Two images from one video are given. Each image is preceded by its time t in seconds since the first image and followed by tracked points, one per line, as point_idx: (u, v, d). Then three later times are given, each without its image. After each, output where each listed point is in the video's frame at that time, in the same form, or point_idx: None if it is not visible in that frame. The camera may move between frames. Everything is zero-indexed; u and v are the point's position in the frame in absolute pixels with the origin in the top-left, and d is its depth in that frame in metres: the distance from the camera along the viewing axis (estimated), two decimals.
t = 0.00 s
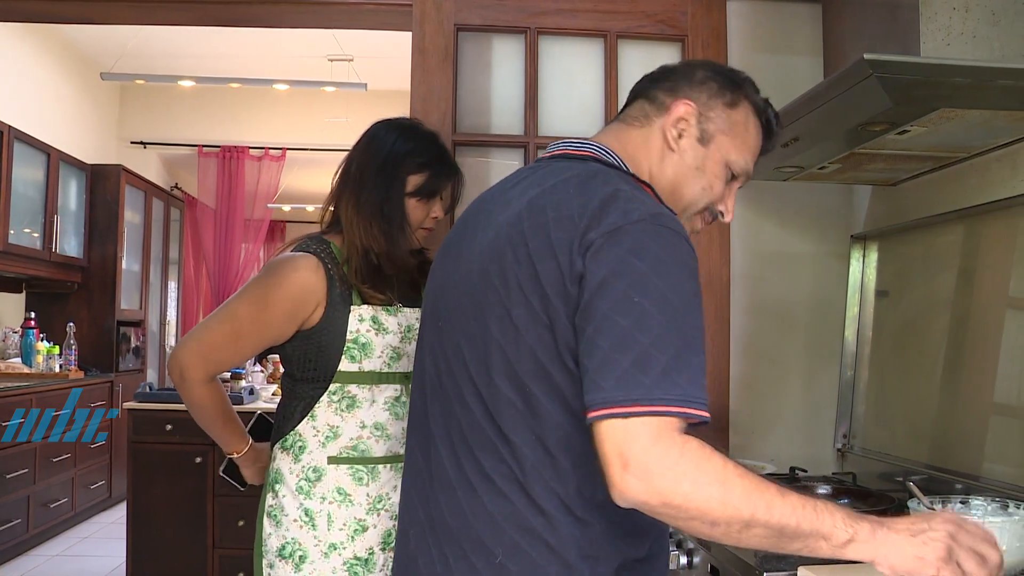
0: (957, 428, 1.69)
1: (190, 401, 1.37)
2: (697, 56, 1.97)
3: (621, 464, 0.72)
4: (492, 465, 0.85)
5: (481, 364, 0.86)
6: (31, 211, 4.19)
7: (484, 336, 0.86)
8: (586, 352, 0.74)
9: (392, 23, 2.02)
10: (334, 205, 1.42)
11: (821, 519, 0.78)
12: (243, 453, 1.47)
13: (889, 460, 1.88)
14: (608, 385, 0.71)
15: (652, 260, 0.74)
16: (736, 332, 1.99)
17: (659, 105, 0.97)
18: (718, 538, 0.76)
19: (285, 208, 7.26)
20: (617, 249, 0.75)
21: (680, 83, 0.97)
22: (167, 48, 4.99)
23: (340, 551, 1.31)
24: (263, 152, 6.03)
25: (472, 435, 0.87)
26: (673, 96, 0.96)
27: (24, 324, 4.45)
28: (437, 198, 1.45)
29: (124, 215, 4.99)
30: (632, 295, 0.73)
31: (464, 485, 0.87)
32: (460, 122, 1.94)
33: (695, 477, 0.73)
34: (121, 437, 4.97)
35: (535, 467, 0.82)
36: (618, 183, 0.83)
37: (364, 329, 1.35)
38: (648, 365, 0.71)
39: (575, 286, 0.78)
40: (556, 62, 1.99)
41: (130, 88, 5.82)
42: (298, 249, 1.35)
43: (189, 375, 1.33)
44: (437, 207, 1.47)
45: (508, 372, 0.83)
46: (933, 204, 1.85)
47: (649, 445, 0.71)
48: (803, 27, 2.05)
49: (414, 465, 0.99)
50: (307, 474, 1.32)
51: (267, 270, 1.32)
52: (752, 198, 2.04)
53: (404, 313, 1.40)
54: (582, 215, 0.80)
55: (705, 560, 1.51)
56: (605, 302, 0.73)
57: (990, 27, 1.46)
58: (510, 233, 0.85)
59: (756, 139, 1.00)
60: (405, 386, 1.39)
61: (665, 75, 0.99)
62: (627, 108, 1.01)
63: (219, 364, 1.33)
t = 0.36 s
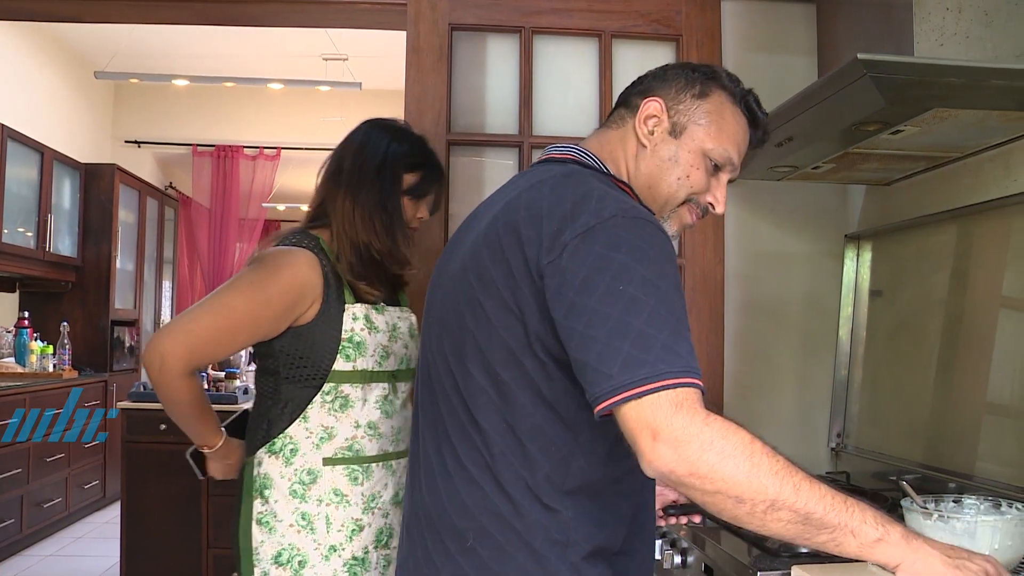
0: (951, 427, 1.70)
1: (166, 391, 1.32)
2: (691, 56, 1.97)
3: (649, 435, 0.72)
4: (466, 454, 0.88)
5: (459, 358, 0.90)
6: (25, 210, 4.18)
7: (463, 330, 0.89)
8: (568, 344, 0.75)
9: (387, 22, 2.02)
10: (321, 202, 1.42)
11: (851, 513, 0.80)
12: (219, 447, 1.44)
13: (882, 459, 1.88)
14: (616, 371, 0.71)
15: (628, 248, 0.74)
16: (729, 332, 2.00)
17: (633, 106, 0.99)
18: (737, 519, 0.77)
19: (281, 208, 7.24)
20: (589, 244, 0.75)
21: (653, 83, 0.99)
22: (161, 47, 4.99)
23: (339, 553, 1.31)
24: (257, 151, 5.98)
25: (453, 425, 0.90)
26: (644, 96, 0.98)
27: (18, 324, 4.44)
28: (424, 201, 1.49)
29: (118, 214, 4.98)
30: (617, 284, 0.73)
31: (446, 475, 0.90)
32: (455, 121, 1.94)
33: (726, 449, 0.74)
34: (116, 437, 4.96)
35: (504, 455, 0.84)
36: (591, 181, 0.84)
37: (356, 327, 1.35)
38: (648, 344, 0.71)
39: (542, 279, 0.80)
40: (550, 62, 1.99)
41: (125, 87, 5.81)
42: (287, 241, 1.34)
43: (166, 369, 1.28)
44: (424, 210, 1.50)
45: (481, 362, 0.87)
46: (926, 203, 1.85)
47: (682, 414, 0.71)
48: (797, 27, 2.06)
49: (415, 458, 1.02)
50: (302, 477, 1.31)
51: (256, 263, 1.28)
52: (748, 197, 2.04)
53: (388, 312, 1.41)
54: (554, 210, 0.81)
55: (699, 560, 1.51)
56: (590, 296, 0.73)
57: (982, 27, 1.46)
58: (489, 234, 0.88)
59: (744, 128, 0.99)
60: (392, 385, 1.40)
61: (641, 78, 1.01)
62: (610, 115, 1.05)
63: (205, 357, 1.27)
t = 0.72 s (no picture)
0: (943, 426, 1.70)
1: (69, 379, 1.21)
2: (684, 54, 1.97)
3: (610, 438, 0.71)
4: (464, 456, 0.88)
5: (454, 359, 0.89)
6: (17, 208, 4.18)
7: (458, 331, 0.89)
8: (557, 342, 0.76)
9: (379, 20, 2.02)
10: (250, 200, 1.35)
11: (822, 495, 0.73)
12: (109, 460, 1.26)
13: (874, 457, 1.88)
14: (589, 370, 0.71)
15: (618, 245, 0.75)
16: (724, 332, 2.01)
17: (650, 111, 0.97)
18: (707, 516, 0.74)
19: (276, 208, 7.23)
20: (583, 243, 0.76)
21: (667, 89, 0.97)
22: (154, 46, 4.98)
23: (262, 562, 1.25)
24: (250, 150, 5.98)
25: (450, 427, 0.90)
26: (661, 103, 0.96)
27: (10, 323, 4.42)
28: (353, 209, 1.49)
29: (111, 212, 4.97)
30: (602, 280, 0.73)
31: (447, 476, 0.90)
32: (447, 120, 1.94)
33: (687, 448, 0.71)
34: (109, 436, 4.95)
35: (507, 456, 0.84)
36: (586, 178, 0.84)
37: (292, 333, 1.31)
38: (625, 346, 0.71)
39: (538, 277, 0.80)
40: (543, 60, 1.99)
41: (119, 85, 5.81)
42: (224, 241, 1.26)
43: (79, 355, 1.18)
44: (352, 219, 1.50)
45: (480, 364, 0.86)
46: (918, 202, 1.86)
47: (641, 415, 0.70)
48: (790, 26, 2.06)
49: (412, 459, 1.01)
50: (228, 483, 1.23)
51: (200, 263, 1.22)
52: (741, 196, 2.05)
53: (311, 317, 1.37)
54: (548, 209, 0.81)
55: (691, 558, 1.50)
56: (578, 293, 0.73)
57: (975, 27, 1.46)
58: (483, 234, 0.88)
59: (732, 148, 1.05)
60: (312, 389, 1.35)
61: (648, 78, 0.98)
62: (609, 110, 1.01)
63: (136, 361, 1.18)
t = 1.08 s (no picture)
0: (935, 423, 1.70)
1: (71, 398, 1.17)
2: (677, 52, 1.98)
3: (621, 440, 0.81)
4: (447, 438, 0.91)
5: (433, 348, 0.94)
6: (10, 206, 4.16)
7: (438, 323, 0.94)
8: (542, 336, 0.83)
9: (373, 17, 2.02)
10: (187, 189, 1.33)
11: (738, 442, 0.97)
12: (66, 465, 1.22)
13: (866, 454, 1.88)
14: (580, 368, 0.79)
15: (597, 246, 0.81)
16: (717, 329, 2.01)
17: (626, 117, 1.02)
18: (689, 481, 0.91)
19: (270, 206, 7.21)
20: (565, 240, 0.82)
21: (641, 97, 1.03)
22: (148, 42, 4.96)
23: (230, 542, 1.34)
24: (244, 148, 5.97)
25: (429, 412, 0.94)
26: (635, 111, 1.02)
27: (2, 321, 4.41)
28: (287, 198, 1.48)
29: (104, 209, 4.95)
30: (587, 282, 0.80)
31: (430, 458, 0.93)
32: (441, 117, 1.94)
33: (685, 431, 0.85)
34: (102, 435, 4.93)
35: (486, 437, 0.89)
36: (561, 179, 0.90)
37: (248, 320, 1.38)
38: (611, 346, 0.79)
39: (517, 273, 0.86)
40: (536, 58, 1.99)
41: (111, 82, 5.79)
42: (168, 232, 1.26)
43: (85, 371, 1.15)
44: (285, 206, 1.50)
45: (462, 360, 0.91)
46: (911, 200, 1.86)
47: (644, 413, 0.80)
48: (784, 24, 2.06)
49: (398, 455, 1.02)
50: (206, 470, 1.29)
51: (175, 250, 1.22)
52: (733, 193, 2.05)
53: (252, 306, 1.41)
54: (523, 206, 0.87)
55: (684, 555, 1.50)
56: (563, 293, 0.80)
57: (967, 26, 1.46)
58: (462, 231, 0.94)
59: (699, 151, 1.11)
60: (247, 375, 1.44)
61: (624, 86, 1.04)
62: (584, 116, 1.06)
63: (129, 356, 1.17)
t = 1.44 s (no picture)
0: (928, 421, 1.71)
1: (100, 395, 1.47)
2: (673, 50, 1.98)
3: (636, 404, 0.93)
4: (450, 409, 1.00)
5: (429, 332, 1.04)
6: (4, 204, 4.16)
7: (438, 309, 1.04)
8: (538, 315, 0.94)
9: (368, 15, 2.02)
10: (137, 204, 1.65)
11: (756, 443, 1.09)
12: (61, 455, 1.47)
13: (860, 453, 1.89)
14: (584, 341, 0.90)
15: (583, 232, 0.93)
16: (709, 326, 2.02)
17: (597, 131, 1.13)
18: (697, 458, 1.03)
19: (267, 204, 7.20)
20: (554, 227, 0.94)
21: (611, 113, 1.14)
22: (143, 40, 4.95)
23: (185, 524, 1.61)
24: (239, 146, 5.97)
25: (428, 388, 1.03)
26: (606, 126, 1.13)
27: None
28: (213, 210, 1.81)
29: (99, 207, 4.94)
30: (579, 265, 0.92)
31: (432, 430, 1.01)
32: (436, 115, 1.94)
33: (692, 404, 0.98)
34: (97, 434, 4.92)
35: (487, 404, 0.99)
36: (543, 178, 1.01)
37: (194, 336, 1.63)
38: (609, 317, 0.91)
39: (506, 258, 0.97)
40: (532, 56, 1.98)
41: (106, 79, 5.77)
42: (140, 241, 1.58)
43: (114, 369, 1.47)
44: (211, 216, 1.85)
45: (457, 341, 1.01)
46: (906, 199, 1.86)
47: (650, 379, 0.93)
48: (780, 22, 2.06)
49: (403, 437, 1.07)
50: (181, 462, 1.64)
51: (161, 259, 1.58)
52: (728, 191, 2.05)
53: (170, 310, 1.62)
54: (510, 201, 0.99)
55: (679, 553, 1.50)
56: (558, 275, 0.92)
57: (962, 25, 1.47)
58: (455, 229, 1.06)
59: (672, 166, 1.20)
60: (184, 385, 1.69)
61: (596, 106, 1.16)
62: (563, 133, 1.17)
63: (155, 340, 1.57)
